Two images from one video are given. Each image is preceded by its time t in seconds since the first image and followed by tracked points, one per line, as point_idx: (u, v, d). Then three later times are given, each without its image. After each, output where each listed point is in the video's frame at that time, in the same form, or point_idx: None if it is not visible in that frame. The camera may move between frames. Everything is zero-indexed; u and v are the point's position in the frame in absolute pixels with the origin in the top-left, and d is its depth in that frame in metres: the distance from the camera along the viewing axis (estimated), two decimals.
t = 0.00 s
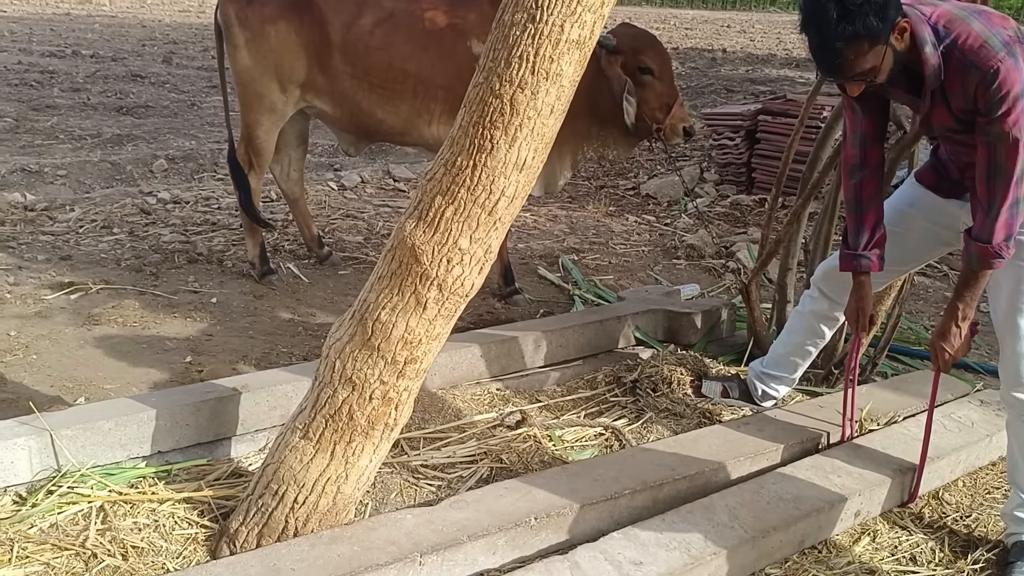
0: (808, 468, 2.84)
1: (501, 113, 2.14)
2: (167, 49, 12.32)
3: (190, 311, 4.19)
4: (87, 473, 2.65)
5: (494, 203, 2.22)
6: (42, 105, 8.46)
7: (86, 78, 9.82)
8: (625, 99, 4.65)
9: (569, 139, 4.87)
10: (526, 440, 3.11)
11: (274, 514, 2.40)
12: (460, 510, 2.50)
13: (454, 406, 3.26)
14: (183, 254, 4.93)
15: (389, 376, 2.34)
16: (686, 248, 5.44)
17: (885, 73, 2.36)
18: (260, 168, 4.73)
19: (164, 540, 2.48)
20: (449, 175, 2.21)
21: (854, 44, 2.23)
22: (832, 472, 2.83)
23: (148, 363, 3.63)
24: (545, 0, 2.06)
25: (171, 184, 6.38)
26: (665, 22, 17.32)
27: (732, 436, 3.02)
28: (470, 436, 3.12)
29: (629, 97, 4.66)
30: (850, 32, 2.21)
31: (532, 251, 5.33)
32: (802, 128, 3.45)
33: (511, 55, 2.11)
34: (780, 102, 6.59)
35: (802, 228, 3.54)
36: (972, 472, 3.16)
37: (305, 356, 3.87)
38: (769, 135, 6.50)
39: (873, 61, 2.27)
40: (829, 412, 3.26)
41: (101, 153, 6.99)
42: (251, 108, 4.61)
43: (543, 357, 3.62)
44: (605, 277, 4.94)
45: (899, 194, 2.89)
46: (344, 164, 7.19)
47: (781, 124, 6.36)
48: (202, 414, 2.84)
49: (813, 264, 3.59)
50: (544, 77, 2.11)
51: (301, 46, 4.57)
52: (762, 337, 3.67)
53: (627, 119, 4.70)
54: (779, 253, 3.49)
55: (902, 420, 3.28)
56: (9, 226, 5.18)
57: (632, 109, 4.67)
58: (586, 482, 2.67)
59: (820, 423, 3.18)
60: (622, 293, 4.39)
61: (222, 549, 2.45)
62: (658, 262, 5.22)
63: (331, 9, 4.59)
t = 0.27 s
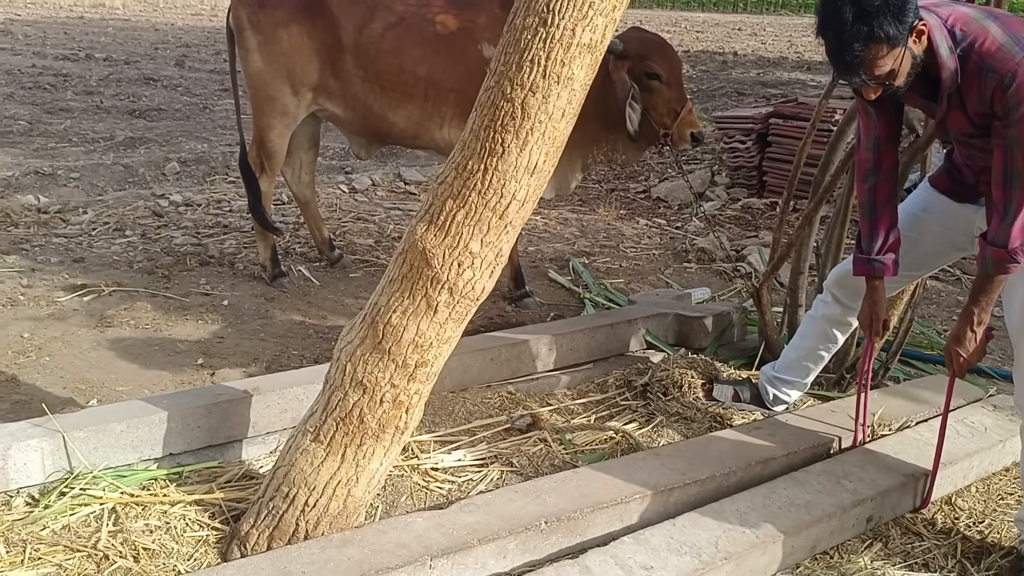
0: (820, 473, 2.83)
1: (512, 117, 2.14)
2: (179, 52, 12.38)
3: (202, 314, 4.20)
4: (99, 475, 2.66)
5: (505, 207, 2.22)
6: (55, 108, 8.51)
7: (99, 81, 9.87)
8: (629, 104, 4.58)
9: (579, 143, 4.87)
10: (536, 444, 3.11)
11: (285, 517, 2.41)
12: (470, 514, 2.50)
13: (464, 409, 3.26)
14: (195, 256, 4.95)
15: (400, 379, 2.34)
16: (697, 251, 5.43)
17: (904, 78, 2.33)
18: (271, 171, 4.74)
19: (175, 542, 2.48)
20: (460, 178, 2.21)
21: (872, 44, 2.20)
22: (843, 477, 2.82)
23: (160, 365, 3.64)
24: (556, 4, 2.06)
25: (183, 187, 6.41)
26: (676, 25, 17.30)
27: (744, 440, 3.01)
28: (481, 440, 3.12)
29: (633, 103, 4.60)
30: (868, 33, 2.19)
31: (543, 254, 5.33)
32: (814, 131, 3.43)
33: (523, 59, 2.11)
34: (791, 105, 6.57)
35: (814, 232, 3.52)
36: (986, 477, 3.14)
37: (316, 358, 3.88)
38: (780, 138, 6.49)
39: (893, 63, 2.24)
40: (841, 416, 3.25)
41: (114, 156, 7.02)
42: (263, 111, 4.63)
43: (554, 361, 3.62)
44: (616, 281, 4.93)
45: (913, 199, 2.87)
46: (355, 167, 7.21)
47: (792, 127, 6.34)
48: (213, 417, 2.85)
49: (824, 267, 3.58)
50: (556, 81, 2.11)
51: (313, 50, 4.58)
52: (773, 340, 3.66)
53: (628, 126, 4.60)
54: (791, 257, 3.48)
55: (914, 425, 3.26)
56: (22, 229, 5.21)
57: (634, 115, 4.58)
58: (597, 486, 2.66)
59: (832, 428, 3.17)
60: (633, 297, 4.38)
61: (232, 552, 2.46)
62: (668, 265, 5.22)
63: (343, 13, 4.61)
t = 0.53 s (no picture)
0: (825, 476, 2.82)
1: (516, 118, 2.14)
2: (186, 54, 12.41)
3: (207, 315, 4.21)
4: (104, 476, 2.66)
5: (509, 208, 2.21)
6: (62, 110, 8.53)
7: (105, 83, 9.90)
8: (630, 106, 4.60)
9: (584, 144, 4.87)
10: (541, 446, 3.10)
11: (289, 518, 2.41)
12: (475, 515, 2.49)
13: (469, 410, 3.26)
14: (200, 257, 4.96)
15: (404, 380, 2.34)
16: (702, 253, 5.42)
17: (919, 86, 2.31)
18: (277, 172, 4.75)
19: (180, 544, 2.48)
20: (464, 179, 2.21)
21: (889, 48, 2.19)
22: (849, 479, 2.81)
23: (165, 366, 3.65)
24: (560, 5, 2.06)
25: (188, 188, 6.42)
26: (683, 26, 17.28)
27: (749, 442, 3.00)
28: (485, 442, 3.11)
29: (635, 105, 4.60)
30: (886, 36, 2.18)
31: (548, 256, 5.32)
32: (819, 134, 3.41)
33: (527, 60, 2.10)
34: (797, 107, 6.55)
35: (820, 234, 3.51)
36: (993, 481, 3.12)
37: (321, 360, 3.87)
38: (786, 139, 6.47)
39: (910, 67, 2.23)
40: (847, 419, 3.24)
41: (120, 157, 7.04)
42: (269, 112, 4.63)
43: (558, 362, 3.61)
44: (621, 282, 4.93)
45: (921, 202, 2.86)
46: (361, 168, 7.21)
47: (798, 129, 6.33)
48: (218, 418, 2.85)
49: (831, 269, 3.57)
50: (560, 82, 2.11)
51: (318, 51, 4.59)
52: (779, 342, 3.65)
53: (631, 127, 4.62)
54: (796, 258, 3.47)
55: (921, 428, 3.25)
56: (29, 230, 5.22)
57: (637, 116, 4.60)
58: (602, 488, 2.65)
59: (837, 430, 3.16)
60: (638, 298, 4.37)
61: (237, 553, 2.45)
62: (674, 267, 5.20)
63: (349, 15, 4.61)
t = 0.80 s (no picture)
0: (831, 478, 2.81)
1: (521, 120, 2.14)
2: (192, 56, 12.44)
3: (212, 316, 4.22)
4: (109, 477, 2.66)
5: (514, 210, 2.21)
6: (68, 111, 8.55)
7: (111, 85, 9.92)
8: (629, 108, 4.56)
9: (588, 146, 4.87)
10: (545, 447, 3.10)
11: (293, 519, 2.41)
12: (479, 517, 2.49)
13: (473, 412, 3.26)
14: (205, 259, 4.97)
15: (408, 382, 2.34)
16: (708, 255, 5.41)
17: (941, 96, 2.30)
18: (282, 174, 4.75)
19: (184, 545, 2.49)
20: (469, 181, 2.21)
21: (915, 58, 2.17)
22: (855, 482, 2.80)
23: (171, 367, 3.66)
24: (565, 7, 2.06)
25: (194, 190, 6.43)
26: (688, 28, 17.27)
27: (754, 445, 2.99)
28: (490, 443, 3.11)
29: (635, 107, 4.57)
30: (912, 45, 2.15)
31: (553, 257, 5.32)
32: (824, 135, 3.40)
33: (532, 62, 2.10)
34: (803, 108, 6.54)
35: (825, 235, 3.51)
36: (999, 484, 3.11)
37: (325, 361, 3.88)
38: (791, 141, 6.46)
39: (935, 76, 2.22)
40: (852, 421, 3.23)
41: (126, 159, 7.05)
42: (274, 114, 4.64)
43: (563, 364, 3.61)
44: (626, 284, 4.92)
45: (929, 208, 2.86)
46: (366, 170, 7.22)
47: (804, 130, 6.32)
48: (223, 419, 2.86)
49: (836, 271, 3.56)
50: (565, 83, 2.11)
51: (324, 53, 4.60)
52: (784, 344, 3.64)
53: (629, 129, 4.57)
54: (801, 260, 3.46)
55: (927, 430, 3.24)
56: (35, 231, 5.24)
57: (636, 119, 4.56)
58: (606, 490, 2.65)
59: (843, 432, 3.15)
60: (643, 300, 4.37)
61: (241, 554, 2.46)
62: (679, 269, 5.20)
63: (354, 17, 4.62)
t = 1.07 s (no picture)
0: (838, 481, 2.80)
1: (527, 122, 2.14)
2: (198, 58, 12.46)
3: (219, 318, 4.23)
4: (116, 479, 2.67)
5: (520, 212, 2.21)
6: (75, 114, 8.58)
7: (118, 87, 9.95)
8: (636, 112, 4.60)
9: (594, 148, 4.87)
10: (552, 450, 3.10)
11: (300, 522, 2.41)
12: (485, 520, 2.49)
13: (479, 414, 3.26)
14: (212, 261, 4.98)
15: (414, 384, 2.34)
16: (714, 257, 5.41)
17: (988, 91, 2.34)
18: (289, 176, 4.76)
19: (190, 547, 2.49)
20: (475, 184, 2.21)
21: (975, 58, 2.20)
22: (861, 485, 2.79)
23: (177, 369, 3.66)
24: (571, 9, 2.06)
25: (200, 192, 6.45)
26: (694, 30, 17.25)
27: (761, 447, 2.99)
28: (496, 445, 3.11)
29: (642, 109, 4.61)
30: (972, 42, 2.18)
31: (559, 259, 5.32)
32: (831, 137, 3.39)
33: (538, 64, 2.11)
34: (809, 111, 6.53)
35: (832, 238, 3.50)
36: (1007, 487, 3.10)
37: (331, 363, 3.88)
38: (798, 143, 6.45)
39: (990, 75, 2.25)
40: (859, 424, 3.22)
41: (133, 161, 7.07)
42: (281, 116, 4.65)
43: (569, 366, 3.61)
44: (632, 286, 4.92)
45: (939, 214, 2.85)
46: (372, 172, 7.23)
47: (810, 133, 6.31)
48: (229, 421, 2.86)
49: (843, 273, 3.55)
50: (571, 86, 2.11)
51: (330, 56, 4.61)
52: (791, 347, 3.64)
53: (638, 133, 4.63)
54: (808, 263, 3.45)
55: (934, 433, 3.23)
56: (42, 233, 5.26)
57: (644, 122, 4.61)
58: (612, 493, 2.65)
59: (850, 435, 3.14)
60: (649, 302, 4.36)
61: (247, 556, 2.46)
62: (685, 271, 5.19)
63: (360, 19, 4.63)
